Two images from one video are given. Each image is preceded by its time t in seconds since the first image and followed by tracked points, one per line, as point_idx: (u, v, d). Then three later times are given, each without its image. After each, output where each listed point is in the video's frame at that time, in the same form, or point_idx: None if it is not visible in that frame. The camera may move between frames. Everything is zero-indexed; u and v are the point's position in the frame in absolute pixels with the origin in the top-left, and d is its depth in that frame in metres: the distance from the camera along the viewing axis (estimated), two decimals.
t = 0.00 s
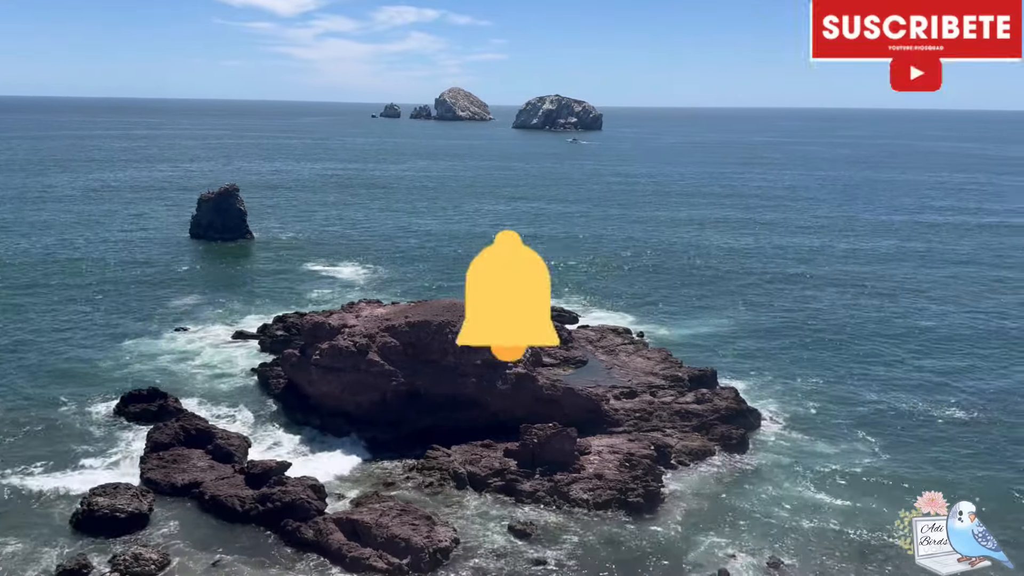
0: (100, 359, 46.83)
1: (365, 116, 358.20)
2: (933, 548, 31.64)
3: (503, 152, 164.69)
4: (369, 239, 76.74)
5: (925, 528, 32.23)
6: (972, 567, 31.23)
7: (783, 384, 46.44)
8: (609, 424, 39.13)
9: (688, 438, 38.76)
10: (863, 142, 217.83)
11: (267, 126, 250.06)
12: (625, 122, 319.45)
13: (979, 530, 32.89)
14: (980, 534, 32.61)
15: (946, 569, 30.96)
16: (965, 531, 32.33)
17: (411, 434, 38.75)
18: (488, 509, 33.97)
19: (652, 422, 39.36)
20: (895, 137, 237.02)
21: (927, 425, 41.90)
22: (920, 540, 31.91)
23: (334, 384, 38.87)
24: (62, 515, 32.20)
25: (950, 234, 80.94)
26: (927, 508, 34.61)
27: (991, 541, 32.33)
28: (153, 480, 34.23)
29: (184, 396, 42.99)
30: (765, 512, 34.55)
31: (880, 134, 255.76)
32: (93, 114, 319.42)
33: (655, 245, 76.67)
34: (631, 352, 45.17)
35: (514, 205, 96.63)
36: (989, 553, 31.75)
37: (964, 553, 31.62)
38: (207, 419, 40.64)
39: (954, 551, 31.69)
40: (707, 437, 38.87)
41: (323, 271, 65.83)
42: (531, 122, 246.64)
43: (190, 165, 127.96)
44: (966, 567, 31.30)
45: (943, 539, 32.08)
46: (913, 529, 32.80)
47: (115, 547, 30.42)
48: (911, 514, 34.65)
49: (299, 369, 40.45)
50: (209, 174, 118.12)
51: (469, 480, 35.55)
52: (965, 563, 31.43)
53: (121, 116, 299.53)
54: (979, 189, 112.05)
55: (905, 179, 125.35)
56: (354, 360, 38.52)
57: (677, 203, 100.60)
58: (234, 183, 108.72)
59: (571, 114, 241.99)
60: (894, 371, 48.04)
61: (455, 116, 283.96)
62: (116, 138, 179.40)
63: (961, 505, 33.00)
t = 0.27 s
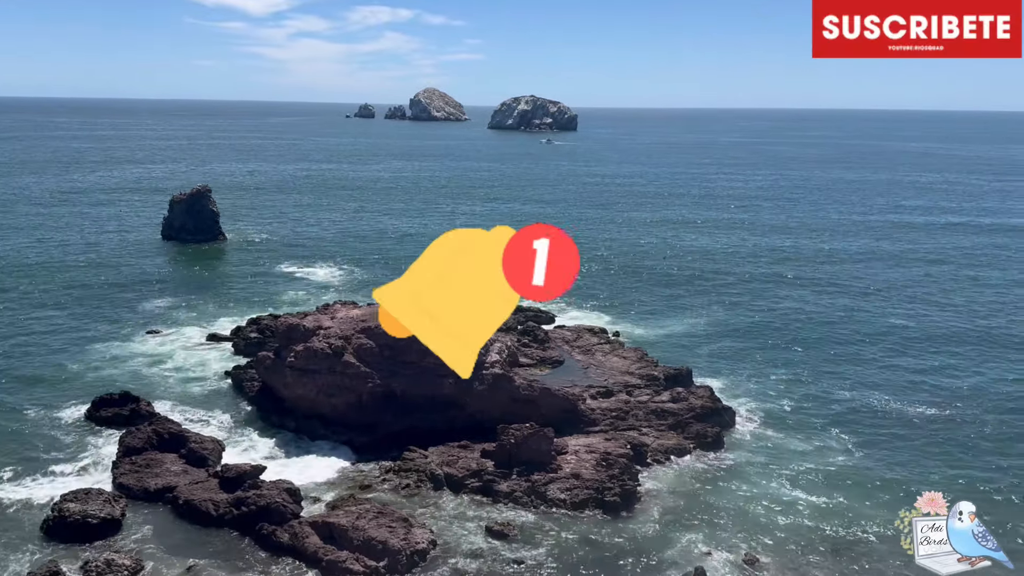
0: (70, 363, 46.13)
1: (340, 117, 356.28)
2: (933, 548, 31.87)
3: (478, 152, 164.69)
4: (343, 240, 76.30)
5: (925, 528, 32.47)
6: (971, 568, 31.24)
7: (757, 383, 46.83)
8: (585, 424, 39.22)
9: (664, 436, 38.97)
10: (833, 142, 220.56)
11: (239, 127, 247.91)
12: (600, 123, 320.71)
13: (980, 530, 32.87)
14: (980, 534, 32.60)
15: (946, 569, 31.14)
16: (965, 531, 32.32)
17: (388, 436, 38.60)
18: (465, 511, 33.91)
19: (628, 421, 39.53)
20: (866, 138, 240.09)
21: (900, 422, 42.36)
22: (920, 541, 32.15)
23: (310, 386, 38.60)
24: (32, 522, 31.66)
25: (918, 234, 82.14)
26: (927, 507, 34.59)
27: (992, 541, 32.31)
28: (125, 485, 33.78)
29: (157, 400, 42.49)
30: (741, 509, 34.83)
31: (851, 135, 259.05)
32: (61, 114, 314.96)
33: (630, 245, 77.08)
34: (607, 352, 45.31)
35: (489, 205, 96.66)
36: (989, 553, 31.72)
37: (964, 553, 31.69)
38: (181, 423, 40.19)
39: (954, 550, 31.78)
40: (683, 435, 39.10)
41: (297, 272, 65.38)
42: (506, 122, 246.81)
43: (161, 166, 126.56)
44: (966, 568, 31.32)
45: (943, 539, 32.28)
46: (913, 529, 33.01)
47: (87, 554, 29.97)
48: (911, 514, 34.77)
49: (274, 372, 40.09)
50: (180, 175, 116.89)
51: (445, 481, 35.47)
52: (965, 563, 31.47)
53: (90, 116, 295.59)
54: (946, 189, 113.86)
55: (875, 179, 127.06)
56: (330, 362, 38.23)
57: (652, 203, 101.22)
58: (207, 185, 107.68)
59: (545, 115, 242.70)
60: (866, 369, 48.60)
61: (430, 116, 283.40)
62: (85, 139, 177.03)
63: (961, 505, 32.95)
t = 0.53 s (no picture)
0: (38, 368, 45.36)
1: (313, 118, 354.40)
2: (933, 548, 32.13)
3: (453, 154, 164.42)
4: (318, 242, 75.78)
5: (926, 528, 32.80)
6: (971, 568, 31.47)
7: (732, 381, 47.25)
8: (561, 425, 39.28)
9: (640, 436, 39.13)
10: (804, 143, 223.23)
11: (211, 128, 245.20)
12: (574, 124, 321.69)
13: (980, 528, 33.22)
14: (980, 533, 32.93)
15: (946, 569, 31.39)
16: (965, 531, 32.75)
17: (364, 439, 38.41)
18: (442, 513, 33.82)
19: (604, 421, 39.65)
20: (835, 139, 243.33)
21: (873, 420, 42.90)
22: (920, 540, 32.43)
23: (284, 390, 38.29)
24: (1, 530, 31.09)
25: (888, 234, 83.30)
26: (927, 507, 34.93)
27: (991, 541, 32.58)
28: (96, 491, 33.30)
29: (128, 405, 41.92)
30: (715, 507, 35.06)
31: (823, 136, 262.45)
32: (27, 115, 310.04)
33: (604, 247, 77.34)
34: (583, 352, 45.41)
35: (464, 207, 96.53)
36: (989, 552, 31.99)
37: (964, 553, 31.99)
38: (153, 429, 39.70)
39: (954, 551, 32.12)
40: (658, 435, 39.30)
41: (270, 275, 64.82)
42: (481, 124, 246.76)
43: (130, 168, 124.88)
44: (966, 567, 31.56)
45: (942, 539, 32.70)
46: (913, 530, 33.32)
47: (57, 562, 29.48)
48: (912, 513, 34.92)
49: (248, 375, 39.69)
50: (150, 177, 115.43)
51: (421, 483, 35.36)
52: (964, 562, 31.73)
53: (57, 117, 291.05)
54: (914, 190, 115.68)
55: (845, 180, 128.76)
56: (304, 365, 37.91)
57: (626, 204, 101.69)
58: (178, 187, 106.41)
59: (520, 117, 243.00)
60: (839, 368, 49.19)
61: (404, 117, 282.56)
62: (52, 141, 174.19)
63: (961, 505, 33.52)
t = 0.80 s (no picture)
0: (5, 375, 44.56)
1: (285, 119, 351.85)
2: (933, 548, 32.24)
3: (426, 156, 164.03)
4: (290, 245, 75.20)
5: (926, 527, 32.91)
6: (972, 567, 31.67)
7: (705, 381, 47.64)
8: (536, 426, 39.35)
9: (615, 436, 39.32)
10: (774, 145, 225.94)
11: (181, 130, 242.39)
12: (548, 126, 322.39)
13: (980, 529, 33.32)
14: (980, 533, 33.06)
15: (946, 569, 31.52)
16: (965, 531, 32.82)
17: (338, 443, 38.19)
18: (418, 516, 33.71)
19: (579, 422, 39.78)
20: (806, 141, 246.34)
21: (846, 419, 43.42)
22: (920, 540, 32.55)
23: (257, 394, 37.96)
24: None
25: (858, 236, 84.49)
26: (927, 507, 35.07)
27: (991, 542, 32.72)
28: (65, 499, 32.79)
29: (98, 411, 41.34)
30: (689, 507, 35.27)
31: (793, 138, 265.85)
32: None
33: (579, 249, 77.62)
34: (558, 354, 45.52)
35: (438, 209, 96.36)
36: (988, 553, 32.18)
37: (964, 553, 32.12)
38: (123, 435, 39.19)
39: (954, 551, 32.21)
40: (633, 435, 39.51)
41: (243, 278, 64.24)
42: (455, 126, 246.52)
43: (99, 171, 123.12)
44: (966, 567, 31.72)
45: (943, 539, 32.70)
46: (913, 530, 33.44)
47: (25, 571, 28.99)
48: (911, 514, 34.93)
49: (220, 380, 39.30)
50: (119, 179, 113.87)
51: (397, 487, 35.23)
52: (965, 563, 31.87)
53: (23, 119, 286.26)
54: (882, 192, 117.49)
55: (814, 181, 130.41)
56: (277, 369, 37.62)
57: (601, 206, 102.11)
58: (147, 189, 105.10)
59: (493, 118, 243.10)
60: (811, 367, 49.76)
61: (377, 119, 281.39)
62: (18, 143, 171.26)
63: (961, 505, 33.41)
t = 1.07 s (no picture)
0: None
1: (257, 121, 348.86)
2: (933, 548, 32.56)
3: (400, 157, 163.50)
4: (264, 248, 74.56)
5: (926, 528, 33.28)
6: (972, 566, 31.88)
7: (679, 382, 47.98)
8: (512, 428, 39.32)
9: (590, 437, 39.41)
10: (745, 147, 228.36)
11: (150, 131, 239.22)
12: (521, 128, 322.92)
13: (981, 531, 33.71)
14: (981, 534, 33.43)
15: (946, 569, 31.78)
16: (965, 531, 33.23)
17: (312, 448, 37.89)
18: (393, 519, 33.53)
19: (554, 424, 39.82)
20: (776, 143, 249.15)
21: (818, 418, 43.90)
22: (920, 540, 32.90)
23: (229, 399, 37.54)
24: None
25: (828, 237, 85.64)
26: (927, 507, 35.37)
27: (992, 542, 33.08)
28: (33, 507, 32.18)
29: (66, 417, 40.63)
30: (664, 507, 35.41)
31: (765, 140, 268.95)
32: None
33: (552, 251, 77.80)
34: (533, 355, 45.53)
35: (411, 211, 96.09)
36: (990, 552, 32.50)
37: (964, 553, 32.40)
38: (93, 441, 38.56)
39: (954, 551, 32.53)
40: (608, 436, 39.62)
41: (214, 281, 63.55)
42: (428, 128, 246.05)
43: (65, 173, 121.09)
44: (966, 567, 31.94)
45: (943, 539, 33.14)
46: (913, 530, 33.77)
47: None
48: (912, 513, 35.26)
49: (191, 385, 38.82)
50: (86, 182, 112.11)
51: (372, 490, 35.03)
52: (965, 563, 32.12)
53: None
54: (852, 194, 119.16)
55: (785, 183, 131.92)
56: (249, 374, 37.23)
57: (575, 208, 102.47)
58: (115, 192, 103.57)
59: (468, 121, 243.10)
60: (784, 368, 50.27)
61: (350, 121, 279.99)
62: None
63: (961, 505, 33.96)
